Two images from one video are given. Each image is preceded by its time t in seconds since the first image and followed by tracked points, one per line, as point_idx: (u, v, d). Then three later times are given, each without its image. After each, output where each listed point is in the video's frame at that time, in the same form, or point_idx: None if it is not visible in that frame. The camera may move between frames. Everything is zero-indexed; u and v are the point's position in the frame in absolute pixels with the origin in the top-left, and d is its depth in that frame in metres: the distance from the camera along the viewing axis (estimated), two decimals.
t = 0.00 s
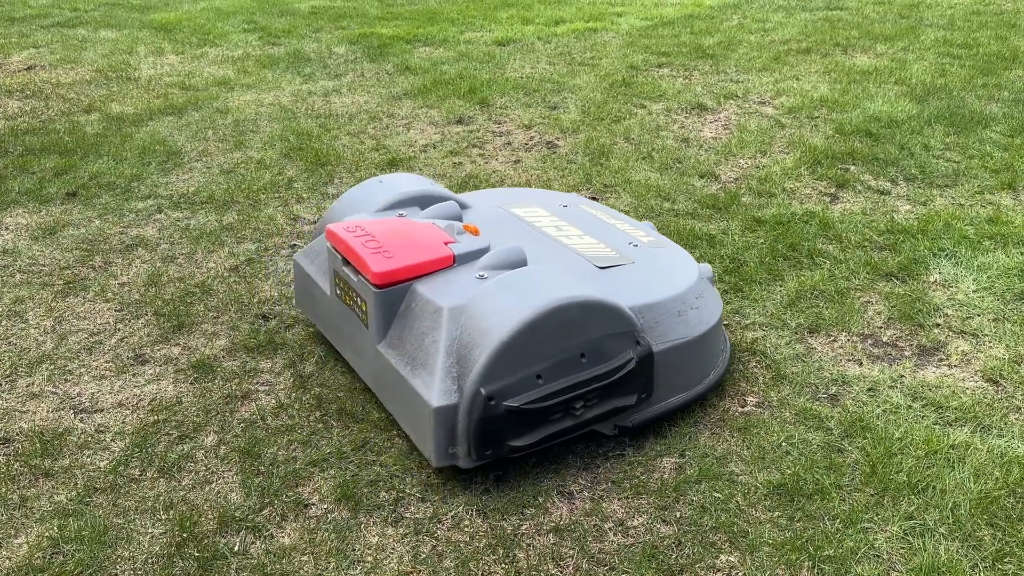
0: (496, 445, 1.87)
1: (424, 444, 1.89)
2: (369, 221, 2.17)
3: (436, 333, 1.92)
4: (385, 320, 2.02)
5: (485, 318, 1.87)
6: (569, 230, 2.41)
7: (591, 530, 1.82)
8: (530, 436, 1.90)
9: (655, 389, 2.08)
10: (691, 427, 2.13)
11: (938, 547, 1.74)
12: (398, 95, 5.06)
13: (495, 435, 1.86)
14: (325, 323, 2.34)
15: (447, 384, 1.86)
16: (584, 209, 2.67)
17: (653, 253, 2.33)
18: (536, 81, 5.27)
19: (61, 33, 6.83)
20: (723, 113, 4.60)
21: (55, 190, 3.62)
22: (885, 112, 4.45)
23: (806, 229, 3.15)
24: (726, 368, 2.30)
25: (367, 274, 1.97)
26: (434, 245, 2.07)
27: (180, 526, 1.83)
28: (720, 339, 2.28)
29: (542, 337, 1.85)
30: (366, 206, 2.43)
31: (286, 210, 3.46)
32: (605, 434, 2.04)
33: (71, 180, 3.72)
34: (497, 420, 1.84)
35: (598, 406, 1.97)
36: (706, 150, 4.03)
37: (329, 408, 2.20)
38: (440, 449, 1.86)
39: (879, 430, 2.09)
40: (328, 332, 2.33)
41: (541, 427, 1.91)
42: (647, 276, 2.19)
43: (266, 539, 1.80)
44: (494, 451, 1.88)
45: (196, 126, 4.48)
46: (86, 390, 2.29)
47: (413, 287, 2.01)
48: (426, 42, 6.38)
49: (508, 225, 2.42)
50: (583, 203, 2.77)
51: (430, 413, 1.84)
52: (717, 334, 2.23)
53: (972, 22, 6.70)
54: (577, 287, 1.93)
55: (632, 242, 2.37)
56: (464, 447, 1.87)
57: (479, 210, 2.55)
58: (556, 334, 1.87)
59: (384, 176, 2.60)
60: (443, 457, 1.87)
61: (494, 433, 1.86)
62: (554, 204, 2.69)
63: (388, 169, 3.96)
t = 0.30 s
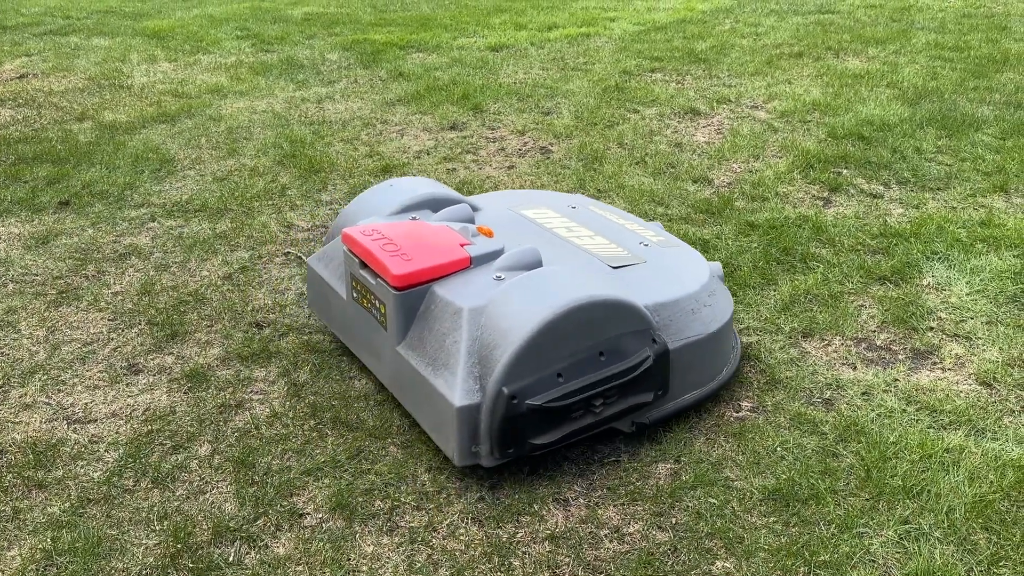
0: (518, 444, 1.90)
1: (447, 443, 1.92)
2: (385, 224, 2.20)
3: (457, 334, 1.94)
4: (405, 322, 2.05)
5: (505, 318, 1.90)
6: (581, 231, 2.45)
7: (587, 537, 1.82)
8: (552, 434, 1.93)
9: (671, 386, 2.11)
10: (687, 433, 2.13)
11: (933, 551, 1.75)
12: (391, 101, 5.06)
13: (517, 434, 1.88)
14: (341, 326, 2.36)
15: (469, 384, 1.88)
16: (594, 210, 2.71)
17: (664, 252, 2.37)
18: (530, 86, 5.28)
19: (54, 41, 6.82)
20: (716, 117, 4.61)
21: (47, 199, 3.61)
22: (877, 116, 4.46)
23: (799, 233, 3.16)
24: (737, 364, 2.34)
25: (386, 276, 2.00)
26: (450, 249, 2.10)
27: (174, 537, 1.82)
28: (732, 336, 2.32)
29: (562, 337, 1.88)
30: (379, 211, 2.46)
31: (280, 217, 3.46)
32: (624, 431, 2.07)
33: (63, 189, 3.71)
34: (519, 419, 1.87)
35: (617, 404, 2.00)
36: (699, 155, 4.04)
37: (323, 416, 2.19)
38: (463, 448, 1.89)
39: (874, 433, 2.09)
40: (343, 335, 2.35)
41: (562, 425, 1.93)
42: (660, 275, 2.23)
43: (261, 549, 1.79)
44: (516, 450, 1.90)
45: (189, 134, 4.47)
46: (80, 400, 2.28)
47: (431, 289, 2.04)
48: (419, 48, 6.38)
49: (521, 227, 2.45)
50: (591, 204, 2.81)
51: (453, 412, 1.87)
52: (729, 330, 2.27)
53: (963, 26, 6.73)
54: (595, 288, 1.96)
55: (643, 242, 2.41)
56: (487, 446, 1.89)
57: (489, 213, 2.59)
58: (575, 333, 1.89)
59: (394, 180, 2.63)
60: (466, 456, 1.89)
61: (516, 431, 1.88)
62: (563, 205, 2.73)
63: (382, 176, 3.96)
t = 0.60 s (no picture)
0: (538, 444, 1.91)
1: (467, 445, 1.92)
2: (395, 231, 2.22)
3: (474, 337, 1.95)
4: (421, 326, 2.05)
5: (523, 321, 1.92)
6: (589, 234, 2.48)
7: (581, 549, 1.81)
8: (570, 434, 1.95)
9: (684, 384, 2.14)
10: (681, 442, 2.13)
11: (927, 560, 1.74)
12: (383, 110, 5.06)
13: (537, 434, 1.90)
14: (351, 332, 2.36)
15: (489, 387, 1.89)
16: (597, 213, 2.75)
17: (671, 253, 2.41)
18: (522, 94, 5.29)
19: (44, 52, 6.80)
20: (708, 124, 4.62)
21: (37, 211, 3.59)
22: (868, 122, 4.48)
23: (791, 240, 3.17)
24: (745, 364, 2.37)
25: (403, 281, 2.01)
26: (462, 253, 2.13)
27: (165, 553, 1.80)
28: (740, 334, 2.35)
29: (581, 337, 1.90)
30: (387, 217, 2.47)
31: (272, 228, 3.45)
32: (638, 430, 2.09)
33: (54, 201, 3.70)
34: (539, 420, 1.89)
35: (634, 403, 2.02)
36: (691, 162, 4.05)
37: (316, 429, 2.18)
38: (484, 450, 1.90)
39: (867, 442, 2.09)
40: (354, 341, 2.36)
41: (581, 425, 1.96)
42: (671, 276, 2.26)
43: (253, 565, 1.78)
44: (536, 450, 1.92)
45: (181, 144, 4.46)
46: (70, 414, 2.27)
47: (447, 293, 2.05)
48: (411, 57, 6.39)
49: (529, 231, 2.48)
50: (594, 207, 2.84)
51: (473, 416, 1.87)
52: (737, 329, 2.31)
53: (952, 31, 6.77)
54: (610, 289, 1.99)
55: (650, 244, 2.45)
56: (507, 447, 1.90)
57: (496, 218, 2.61)
58: (593, 333, 1.92)
59: (399, 186, 2.65)
60: (486, 458, 1.91)
61: (536, 432, 1.90)
62: (566, 209, 2.76)
63: (374, 185, 3.95)
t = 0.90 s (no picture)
0: (562, 444, 1.95)
1: (492, 445, 1.96)
2: (416, 236, 2.25)
3: (498, 339, 1.99)
4: (443, 329, 2.08)
5: (546, 323, 1.96)
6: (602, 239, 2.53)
7: (578, 563, 1.80)
8: (593, 434, 1.99)
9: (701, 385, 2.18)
10: (676, 454, 2.12)
11: (923, 571, 1.74)
12: (375, 121, 5.06)
13: (561, 433, 1.94)
14: (369, 337, 2.39)
15: (514, 387, 1.93)
16: (607, 219, 2.79)
17: (684, 258, 2.46)
18: (514, 104, 5.30)
19: (35, 63, 6.78)
20: (699, 134, 4.64)
21: (28, 224, 3.58)
22: (859, 130, 4.50)
23: (783, 250, 3.17)
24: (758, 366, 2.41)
25: (426, 285, 2.04)
26: (483, 257, 2.16)
27: (157, 571, 1.79)
28: (752, 336, 2.40)
29: (603, 338, 1.94)
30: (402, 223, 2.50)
31: (265, 240, 3.44)
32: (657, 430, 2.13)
33: (45, 214, 3.68)
34: (564, 419, 1.92)
35: (654, 403, 2.06)
36: (683, 172, 4.06)
37: (309, 444, 2.17)
38: (508, 449, 1.94)
39: (862, 452, 2.09)
40: (371, 346, 2.39)
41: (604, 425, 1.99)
42: (685, 279, 2.31)
43: None
44: (560, 450, 1.95)
45: (173, 156, 4.45)
46: (61, 430, 2.25)
47: (469, 297, 2.09)
48: (403, 67, 6.39)
49: (544, 236, 2.53)
50: (603, 213, 2.89)
51: (498, 416, 1.91)
52: (751, 331, 2.36)
53: (941, 39, 6.82)
54: (629, 291, 2.03)
55: (663, 249, 2.49)
56: (532, 447, 1.94)
57: (509, 224, 2.66)
58: (614, 334, 1.96)
59: (412, 193, 2.68)
60: (511, 458, 1.95)
61: (560, 431, 1.93)
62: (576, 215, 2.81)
63: (367, 197, 3.95)
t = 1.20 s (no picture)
0: (589, 443, 1.98)
1: (520, 446, 1.98)
2: (436, 242, 2.29)
3: (523, 342, 2.02)
4: (468, 333, 2.11)
5: (570, 325, 1.98)
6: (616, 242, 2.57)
7: None
8: (619, 433, 2.02)
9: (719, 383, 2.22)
10: (671, 464, 2.12)
11: None
12: (369, 131, 5.06)
13: (588, 433, 1.96)
14: (389, 343, 2.42)
15: (541, 389, 1.96)
16: (617, 222, 2.83)
17: (697, 260, 2.50)
18: (507, 114, 5.31)
19: (27, 75, 6.77)
20: (692, 143, 4.65)
21: (20, 237, 3.56)
22: (850, 139, 4.53)
23: (777, 258, 3.18)
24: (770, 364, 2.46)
25: (450, 291, 2.07)
26: (503, 261, 2.19)
27: None
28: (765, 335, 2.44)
29: (626, 339, 1.97)
30: (418, 229, 2.52)
31: (258, 252, 3.43)
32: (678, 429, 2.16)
33: (37, 226, 3.66)
34: (590, 419, 1.95)
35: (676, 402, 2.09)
36: (676, 181, 4.07)
37: (304, 457, 2.16)
38: (536, 449, 1.96)
39: (858, 462, 2.09)
40: (391, 351, 2.41)
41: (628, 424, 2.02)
42: (700, 280, 2.35)
43: None
44: (586, 449, 1.98)
45: (165, 168, 4.44)
46: (54, 445, 2.23)
47: (492, 301, 2.12)
48: (396, 77, 6.40)
49: (559, 239, 2.56)
50: (612, 216, 2.93)
51: (526, 417, 1.94)
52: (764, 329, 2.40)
53: (931, 47, 6.87)
54: (650, 292, 2.06)
55: (675, 251, 2.54)
56: (559, 447, 1.97)
57: (523, 228, 2.69)
58: (638, 335, 1.98)
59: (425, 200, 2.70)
60: (539, 458, 1.97)
61: (587, 431, 1.96)
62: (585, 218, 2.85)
63: (361, 207, 3.94)
